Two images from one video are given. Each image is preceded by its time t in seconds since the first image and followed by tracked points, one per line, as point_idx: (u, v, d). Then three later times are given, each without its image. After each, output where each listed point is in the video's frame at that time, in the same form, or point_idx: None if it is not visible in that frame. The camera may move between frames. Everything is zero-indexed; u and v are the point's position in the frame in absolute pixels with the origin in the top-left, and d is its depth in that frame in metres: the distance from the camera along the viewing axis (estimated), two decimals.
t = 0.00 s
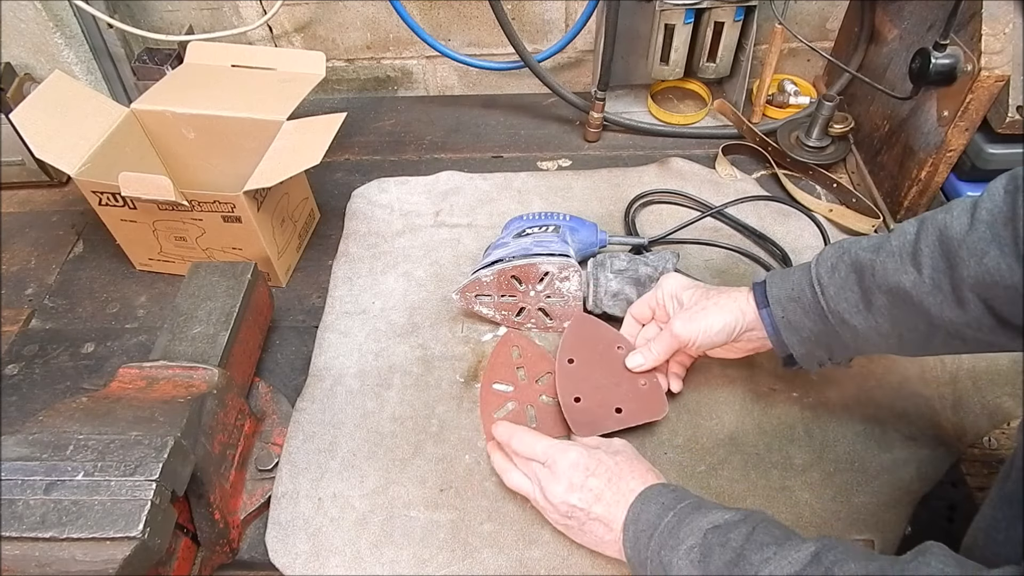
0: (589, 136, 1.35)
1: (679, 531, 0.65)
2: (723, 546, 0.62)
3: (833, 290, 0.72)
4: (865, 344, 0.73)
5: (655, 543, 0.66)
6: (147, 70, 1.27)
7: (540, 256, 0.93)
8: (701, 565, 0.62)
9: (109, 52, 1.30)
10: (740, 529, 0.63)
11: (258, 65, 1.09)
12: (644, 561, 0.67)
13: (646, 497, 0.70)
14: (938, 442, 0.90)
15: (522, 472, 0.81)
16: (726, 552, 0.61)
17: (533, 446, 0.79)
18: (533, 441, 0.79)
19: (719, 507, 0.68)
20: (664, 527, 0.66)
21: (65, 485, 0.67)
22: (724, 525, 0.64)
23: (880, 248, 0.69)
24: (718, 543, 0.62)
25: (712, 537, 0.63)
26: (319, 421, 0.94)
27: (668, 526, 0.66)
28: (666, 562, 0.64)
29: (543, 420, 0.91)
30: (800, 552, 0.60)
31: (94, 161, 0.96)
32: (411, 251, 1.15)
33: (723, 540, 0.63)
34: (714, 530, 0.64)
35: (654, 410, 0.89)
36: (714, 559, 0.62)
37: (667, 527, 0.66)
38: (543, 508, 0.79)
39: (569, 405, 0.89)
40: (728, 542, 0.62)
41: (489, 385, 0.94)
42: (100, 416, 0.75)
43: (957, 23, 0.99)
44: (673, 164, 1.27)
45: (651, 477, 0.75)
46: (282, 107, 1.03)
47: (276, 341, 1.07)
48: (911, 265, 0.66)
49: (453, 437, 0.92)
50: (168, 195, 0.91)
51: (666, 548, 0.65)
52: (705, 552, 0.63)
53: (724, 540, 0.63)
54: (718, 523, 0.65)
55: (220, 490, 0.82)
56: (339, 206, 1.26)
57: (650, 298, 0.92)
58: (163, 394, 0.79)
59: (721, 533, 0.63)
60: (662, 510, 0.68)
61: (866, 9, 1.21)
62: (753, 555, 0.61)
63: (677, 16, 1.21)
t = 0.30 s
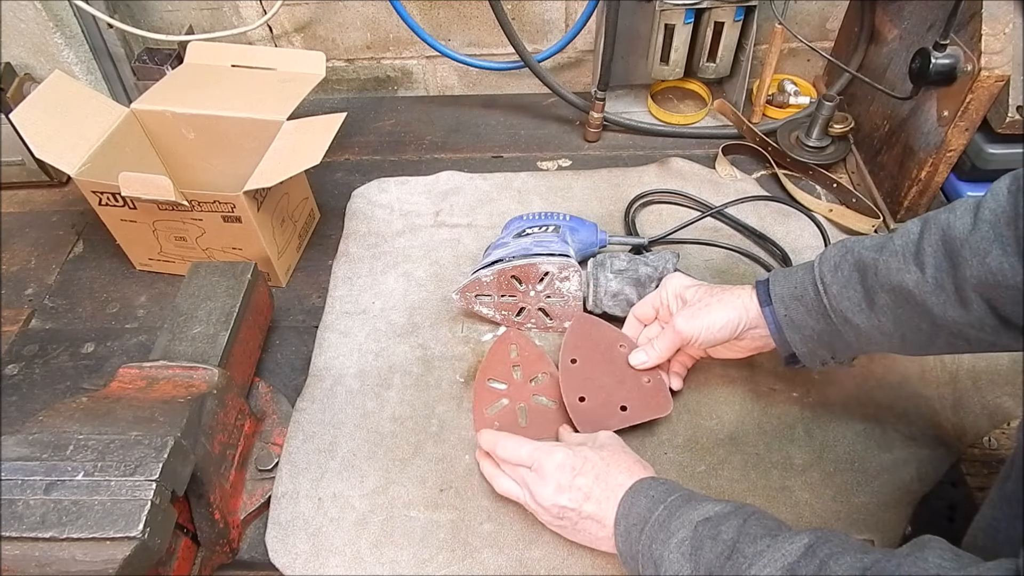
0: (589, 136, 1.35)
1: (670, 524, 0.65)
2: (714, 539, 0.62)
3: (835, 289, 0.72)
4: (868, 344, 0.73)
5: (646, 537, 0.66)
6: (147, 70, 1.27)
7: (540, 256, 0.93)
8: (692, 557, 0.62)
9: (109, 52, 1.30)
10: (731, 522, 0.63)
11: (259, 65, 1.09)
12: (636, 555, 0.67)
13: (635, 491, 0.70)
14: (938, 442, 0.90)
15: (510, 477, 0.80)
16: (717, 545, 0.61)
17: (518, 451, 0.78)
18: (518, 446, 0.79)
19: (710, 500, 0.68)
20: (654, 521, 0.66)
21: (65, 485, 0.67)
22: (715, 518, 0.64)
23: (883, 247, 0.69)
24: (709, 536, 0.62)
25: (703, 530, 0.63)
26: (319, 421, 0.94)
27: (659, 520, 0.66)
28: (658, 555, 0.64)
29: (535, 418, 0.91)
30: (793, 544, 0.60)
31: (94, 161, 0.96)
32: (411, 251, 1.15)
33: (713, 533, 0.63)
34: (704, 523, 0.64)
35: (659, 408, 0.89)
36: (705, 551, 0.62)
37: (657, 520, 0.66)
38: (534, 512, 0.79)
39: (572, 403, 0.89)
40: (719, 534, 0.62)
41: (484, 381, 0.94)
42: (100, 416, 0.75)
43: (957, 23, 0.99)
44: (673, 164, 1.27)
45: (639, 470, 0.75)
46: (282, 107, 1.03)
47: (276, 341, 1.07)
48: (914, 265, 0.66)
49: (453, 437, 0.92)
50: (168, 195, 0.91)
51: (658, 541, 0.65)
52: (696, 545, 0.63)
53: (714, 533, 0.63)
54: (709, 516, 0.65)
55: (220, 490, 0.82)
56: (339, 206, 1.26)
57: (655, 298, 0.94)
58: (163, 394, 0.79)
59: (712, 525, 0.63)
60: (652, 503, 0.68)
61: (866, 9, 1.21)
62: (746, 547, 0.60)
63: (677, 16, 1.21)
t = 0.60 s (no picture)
0: (589, 136, 1.35)
1: (696, 533, 0.63)
2: (743, 554, 0.60)
3: (828, 294, 0.71)
4: (860, 351, 0.72)
5: (670, 542, 0.64)
6: (147, 70, 1.27)
7: (540, 256, 0.93)
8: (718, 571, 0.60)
9: (109, 52, 1.30)
10: (759, 538, 0.62)
11: (259, 65, 1.09)
12: (656, 559, 0.65)
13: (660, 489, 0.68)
14: (938, 442, 0.90)
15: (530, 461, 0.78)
16: (745, 561, 0.60)
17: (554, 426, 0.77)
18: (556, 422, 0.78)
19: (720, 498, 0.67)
20: (679, 527, 0.64)
21: (65, 485, 0.67)
22: (743, 532, 0.62)
23: (876, 252, 0.69)
24: (737, 550, 0.61)
25: (730, 542, 0.62)
26: (319, 421, 0.94)
27: (684, 527, 0.64)
28: (682, 564, 0.62)
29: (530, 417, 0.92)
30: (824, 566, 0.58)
31: (93, 161, 0.96)
32: (411, 251, 1.15)
33: (743, 548, 0.61)
34: (732, 536, 0.62)
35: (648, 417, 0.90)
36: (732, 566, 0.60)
37: (683, 527, 0.64)
38: (548, 498, 0.77)
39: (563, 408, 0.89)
40: (748, 550, 0.61)
41: (482, 380, 0.95)
42: (100, 416, 0.75)
43: (957, 23, 0.99)
44: (673, 165, 1.27)
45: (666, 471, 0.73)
46: (282, 107, 1.03)
47: (276, 341, 1.07)
48: (907, 269, 0.66)
49: (453, 437, 0.92)
50: (168, 195, 0.91)
51: (682, 549, 0.63)
52: (723, 558, 0.61)
53: (743, 548, 0.61)
54: (736, 528, 0.63)
55: (219, 490, 0.82)
56: (339, 206, 1.26)
57: (648, 301, 0.92)
58: (163, 394, 0.79)
59: (740, 539, 0.62)
60: (678, 507, 0.66)
61: (866, 9, 1.21)
62: (772, 566, 0.59)
63: (677, 16, 1.21)
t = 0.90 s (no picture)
0: (589, 136, 1.35)
1: (704, 506, 0.65)
2: (749, 528, 0.62)
3: (810, 308, 0.71)
4: (847, 364, 0.72)
5: (677, 515, 0.66)
6: (147, 70, 1.27)
7: (540, 256, 0.93)
8: (723, 543, 0.62)
9: (109, 52, 1.30)
10: (768, 515, 0.63)
11: (259, 65, 1.09)
12: (662, 532, 0.66)
13: (669, 471, 0.69)
14: (938, 442, 0.90)
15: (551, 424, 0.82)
16: (751, 535, 0.61)
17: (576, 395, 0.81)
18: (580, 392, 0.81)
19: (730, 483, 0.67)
20: (688, 502, 0.66)
21: (65, 485, 0.67)
22: (751, 508, 0.64)
23: (857, 264, 0.69)
24: (744, 525, 0.62)
25: (737, 518, 0.63)
26: (319, 421, 0.94)
27: (693, 502, 0.66)
28: (687, 535, 0.64)
29: (528, 417, 0.92)
30: (829, 544, 0.59)
31: (93, 161, 0.96)
32: (411, 251, 1.15)
33: (749, 522, 0.62)
34: (740, 511, 0.63)
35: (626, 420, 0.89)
36: (737, 539, 0.61)
37: (691, 501, 0.66)
38: (565, 462, 0.80)
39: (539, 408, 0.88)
40: (754, 525, 0.62)
41: (482, 381, 0.96)
42: (100, 416, 0.75)
43: (957, 23, 0.99)
44: (673, 164, 1.27)
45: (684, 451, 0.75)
46: (282, 107, 1.03)
47: (276, 341, 1.07)
48: (889, 282, 0.66)
49: (453, 437, 0.92)
50: (168, 195, 0.91)
51: (688, 522, 0.64)
52: (728, 531, 0.62)
53: (750, 523, 0.62)
54: (744, 505, 0.64)
55: (219, 490, 0.82)
56: (339, 206, 1.26)
57: (633, 308, 0.91)
58: (163, 394, 0.79)
59: (747, 516, 0.63)
60: (689, 485, 0.67)
61: (866, 9, 1.21)
62: (779, 540, 0.60)
63: (677, 16, 1.21)
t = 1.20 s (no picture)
0: (589, 136, 1.35)
1: (658, 453, 0.65)
2: (703, 471, 0.62)
3: (818, 312, 0.71)
4: (856, 366, 0.72)
5: (632, 462, 0.65)
6: (147, 70, 1.27)
7: (540, 256, 0.93)
8: (676, 485, 0.62)
9: (109, 52, 1.30)
10: (721, 461, 0.63)
11: (259, 64, 1.09)
12: (616, 480, 0.66)
13: (622, 425, 0.70)
14: (938, 442, 0.90)
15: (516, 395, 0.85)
16: (706, 477, 0.61)
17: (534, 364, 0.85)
18: (537, 360, 0.85)
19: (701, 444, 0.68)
20: (642, 450, 0.66)
21: (65, 485, 0.67)
22: (704, 455, 0.64)
23: (864, 268, 0.69)
24: (697, 469, 0.62)
25: (690, 465, 0.63)
26: (319, 421, 0.94)
27: (647, 449, 0.66)
28: (640, 479, 0.63)
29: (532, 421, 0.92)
30: (789, 487, 0.59)
31: (93, 161, 0.96)
32: (411, 251, 1.15)
33: (702, 466, 0.63)
34: (693, 458, 0.64)
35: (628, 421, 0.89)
36: (690, 481, 0.61)
37: (645, 449, 0.66)
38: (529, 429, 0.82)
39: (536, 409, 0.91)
40: (708, 469, 0.62)
41: (483, 385, 0.96)
42: (100, 416, 0.75)
43: (957, 23, 0.99)
44: (673, 165, 1.27)
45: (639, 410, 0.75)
46: (282, 107, 1.03)
47: (276, 341, 1.07)
48: (897, 285, 0.66)
49: (453, 437, 0.92)
50: (168, 195, 0.91)
51: (643, 468, 0.64)
52: (682, 475, 0.62)
53: (703, 467, 0.63)
54: (698, 453, 0.65)
55: (220, 490, 0.82)
56: (339, 206, 1.26)
57: (640, 309, 0.91)
58: (162, 394, 0.79)
59: (700, 461, 0.63)
60: (640, 436, 0.68)
61: (866, 9, 1.21)
62: (739, 482, 0.60)
63: (677, 16, 1.21)
